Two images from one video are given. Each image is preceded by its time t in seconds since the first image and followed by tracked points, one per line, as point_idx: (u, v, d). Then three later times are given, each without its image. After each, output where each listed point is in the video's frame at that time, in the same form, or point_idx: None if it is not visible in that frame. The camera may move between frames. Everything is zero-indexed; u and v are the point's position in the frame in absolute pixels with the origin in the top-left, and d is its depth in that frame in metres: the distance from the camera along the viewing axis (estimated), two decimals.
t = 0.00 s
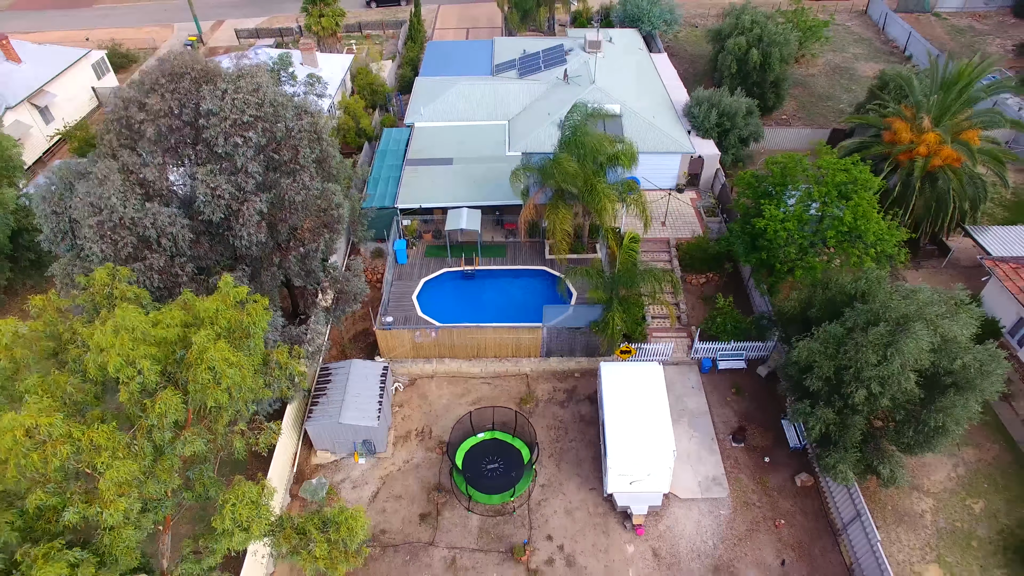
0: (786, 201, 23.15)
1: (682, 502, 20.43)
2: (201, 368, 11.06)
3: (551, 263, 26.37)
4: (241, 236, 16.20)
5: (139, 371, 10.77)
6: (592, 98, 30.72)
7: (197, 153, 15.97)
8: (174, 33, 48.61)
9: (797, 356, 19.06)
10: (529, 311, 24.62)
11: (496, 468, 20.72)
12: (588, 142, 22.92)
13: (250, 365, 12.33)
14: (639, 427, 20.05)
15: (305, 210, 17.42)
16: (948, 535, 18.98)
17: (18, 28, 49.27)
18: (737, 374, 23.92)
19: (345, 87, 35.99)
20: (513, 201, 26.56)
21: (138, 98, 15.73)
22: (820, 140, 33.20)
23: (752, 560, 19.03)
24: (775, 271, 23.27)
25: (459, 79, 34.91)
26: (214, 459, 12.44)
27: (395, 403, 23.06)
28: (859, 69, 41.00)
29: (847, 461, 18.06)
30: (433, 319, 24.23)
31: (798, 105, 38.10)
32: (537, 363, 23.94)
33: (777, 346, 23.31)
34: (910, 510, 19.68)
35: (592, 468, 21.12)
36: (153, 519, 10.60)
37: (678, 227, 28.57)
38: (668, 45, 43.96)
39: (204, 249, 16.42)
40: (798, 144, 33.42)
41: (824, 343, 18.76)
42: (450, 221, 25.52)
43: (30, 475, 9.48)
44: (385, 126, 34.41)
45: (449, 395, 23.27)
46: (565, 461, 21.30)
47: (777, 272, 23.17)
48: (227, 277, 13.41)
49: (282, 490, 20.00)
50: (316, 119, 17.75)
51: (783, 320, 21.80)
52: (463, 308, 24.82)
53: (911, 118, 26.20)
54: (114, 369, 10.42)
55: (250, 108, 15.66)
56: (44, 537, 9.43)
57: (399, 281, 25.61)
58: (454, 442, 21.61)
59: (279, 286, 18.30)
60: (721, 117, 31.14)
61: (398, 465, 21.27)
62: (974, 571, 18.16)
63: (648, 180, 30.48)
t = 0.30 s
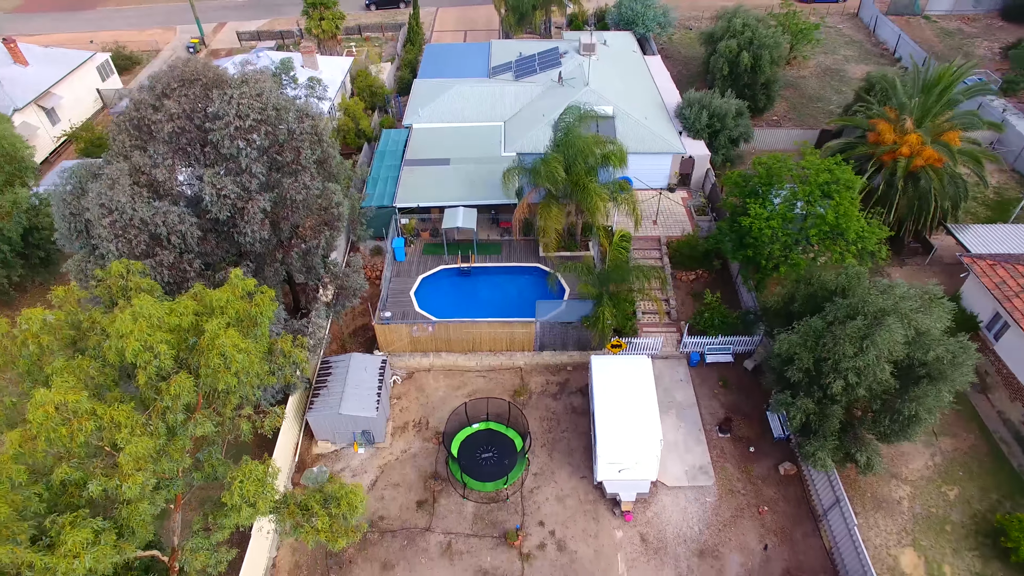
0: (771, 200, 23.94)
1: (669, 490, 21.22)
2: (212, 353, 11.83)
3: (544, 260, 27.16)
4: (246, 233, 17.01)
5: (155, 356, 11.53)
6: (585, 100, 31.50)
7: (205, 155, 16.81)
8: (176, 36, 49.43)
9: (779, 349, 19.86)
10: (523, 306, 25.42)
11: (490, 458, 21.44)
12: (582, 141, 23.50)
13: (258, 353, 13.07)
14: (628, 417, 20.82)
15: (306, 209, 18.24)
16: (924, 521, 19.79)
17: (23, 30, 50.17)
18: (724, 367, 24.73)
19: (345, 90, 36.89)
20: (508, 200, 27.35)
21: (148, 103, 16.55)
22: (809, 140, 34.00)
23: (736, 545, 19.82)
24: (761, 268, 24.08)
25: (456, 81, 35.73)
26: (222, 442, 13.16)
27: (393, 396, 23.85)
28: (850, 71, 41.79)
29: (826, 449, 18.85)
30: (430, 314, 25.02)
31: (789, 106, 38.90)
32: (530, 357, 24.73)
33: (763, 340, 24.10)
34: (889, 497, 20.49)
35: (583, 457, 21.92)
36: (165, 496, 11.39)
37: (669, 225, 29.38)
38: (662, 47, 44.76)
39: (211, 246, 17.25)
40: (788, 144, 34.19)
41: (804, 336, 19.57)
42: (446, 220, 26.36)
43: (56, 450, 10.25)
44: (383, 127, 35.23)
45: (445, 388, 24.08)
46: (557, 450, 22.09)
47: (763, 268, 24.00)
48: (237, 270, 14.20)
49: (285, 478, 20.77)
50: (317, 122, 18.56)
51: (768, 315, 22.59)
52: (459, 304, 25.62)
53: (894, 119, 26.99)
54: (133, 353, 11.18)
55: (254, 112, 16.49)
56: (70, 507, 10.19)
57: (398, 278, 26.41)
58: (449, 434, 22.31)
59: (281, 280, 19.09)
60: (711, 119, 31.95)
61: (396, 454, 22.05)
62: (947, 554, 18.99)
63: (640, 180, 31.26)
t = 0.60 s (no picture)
0: (757, 199, 24.69)
1: (658, 479, 22.00)
2: (221, 340, 12.63)
3: (538, 258, 27.94)
4: (250, 230, 17.79)
5: (169, 343, 12.36)
6: (579, 102, 32.26)
7: (212, 156, 17.62)
8: (179, 37, 50.27)
9: (763, 342, 20.63)
10: (517, 303, 26.20)
11: (484, 448, 22.24)
12: (573, 142, 24.21)
13: (263, 342, 13.90)
14: (618, 408, 21.60)
15: (307, 208, 19.01)
16: (901, 508, 20.58)
17: (28, 32, 50.98)
18: (712, 361, 25.53)
19: (345, 91, 37.69)
20: (504, 199, 28.12)
21: (158, 107, 17.36)
22: (798, 141, 34.77)
23: (721, 531, 20.59)
24: (748, 266, 24.85)
25: (454, 83, 36.50)
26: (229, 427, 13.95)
27: (391, 388, 24.66)
28: (841, 72, 42.58)
29: (806, 438, 19.63)
30: (427, 310, 25.79)
31: (780, 108, 39.68)
32: (524, 351, 25.53)
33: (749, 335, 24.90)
34: (868, 485, 21.28)
35: (575, 447, 22.71)
36: (176, 477, 12.10)
37: (660, 224, 30.14)
38: (656, 49, 45.55)
39: (217, 243, 18.03)
40: (778, 145, 34.98)
41: (785, 330, 20.37)
42: (443, 218, 27.15)
43: (78, 429, 11.08)
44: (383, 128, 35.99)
45: (442, 381, 24.89)
46: (550, 441, 22.89)
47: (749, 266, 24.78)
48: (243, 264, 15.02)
49: (286, 467, 21.55)
50: (318, 125, 19.35)
51: (754, 310, 23.35)
52: (455, 300, 26.40)
53: (879, 120, 27.73)
54: (149, 340, 11.99)
55: (258, 115, 17.28)
56: (88, 483, 10.94)
57: (396, 275, 27.20)
58: (445, 425, 23.14)
59: (283, 277, 19.86)
60: (702, 120, 32.74)
61: (394, 445, 22.84)
62: (923, 538, 19.78)
63: (632, 179, 32.03)
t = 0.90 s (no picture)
0: (744, 198, 25.47)
1: (646, 468, 22.77)
2: (229, 329, 13.45)
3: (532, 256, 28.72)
4: (254, 228, 18.61)
5: (180, 332, 13.17)
6: (573, 103, 33.04)
7: (218, 157, 18.42)
8: (182, 40, 51.11)
9: (747, 336, 21.42)
10: (512, 299, 26.99)
11: (479, 438, 23.05)
12: (564, 143, 24.99)
13: (268, 332, 14.70)
14: (608, 401, 22.35)
15: (309, 208, 19.82)
16: (881, 496, 21.35)
17: (33, 35, 51.83)
18: (701, 356, 26.33)
19: (344, 93, 38.50)
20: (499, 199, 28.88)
21: (166, 110, 18.15)
22: (788, 142, 35.54)
23: (707, 518, 21.34)
24: (735, 263, 25.62)
25: (451, 85, 37.28)
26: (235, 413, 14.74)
27: (389, 382, 25.44)
28: (832, 74, 43.36)
29: (788, 428, 20.42)
30: (424, 306, 26.56)
31: (771, 109, 40.46)
32: (519, 346, 26.32)
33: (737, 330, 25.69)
34: (850, 475, 22.04)
35: (566, 438, 23.50)
36: (185, 459, 12.88)
37: (651, 222, 30.94)
38: (651, 51, 46.35)
39: (222, 240, 18.86)
40: (769, 146, 35.77)
41: (769, 324, 21.17)
42: (440, 217, 27.94)
43: (96, 412, 11.88)
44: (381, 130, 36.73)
45: (439, 375, 25.69)
46: (542, 432, 23.68)
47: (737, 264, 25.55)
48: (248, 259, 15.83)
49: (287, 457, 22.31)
50: (319, 127, 20.13)
51: (740, 306, 24.12)
52: (452, 297, 27.17)
53: (864, 122, 28.51)
54: (163, 329, 12.80)
55: (262, 119, 18.07)
56: (104, 462, 11.73)
57: (394, 272, 27.98)
58: (441, 417, 23.93)
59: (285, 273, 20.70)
60: (694, 121, 33.53)
61: (392, 436, 23.62)
62: (901, 525, 20.54)
63: (625, 179, 32.82)
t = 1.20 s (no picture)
0: (732, 198, 26.27)
1: (636, 459, 23.55)
2: (236, 320, 14.24)
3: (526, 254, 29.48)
4: (258, 226, 19.43)
5: (190, 324, 13.93)
6: (567, 105, 33.84)
7: (224, 158, 19.22)
8: (183, 41, 51.90)
9: (733, 331, 22.22)
10: (506, 296, 27.78)
11: (474, 429, 23.81)
12: (556, 143, 25.73)
13: (273, 324, 15.47)
14: (598, 393, 23.12)
15: (311, 206, 20.62)
16: (861, 484, 22.14)
17: (37, 37, 52.61)
18: (690, 350, 27.13)
19: (344, 95, 39.29)
20: (495, 198, 29.68)
21: (175, 113, 18.93)
22: (778, 142, 36.35)
23: (694, 506, 22.12)
24: (724, 261, 26.43)
25: (449, 87, 38.07)
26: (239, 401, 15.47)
27: (388, 376, 26.26)
28: (823, 75, 44.13)
29: (771, 418, 21.25)
30: (421, 302, 27.36)
31: (763, 110, 41.24)
32: (513, 341, 27.11)
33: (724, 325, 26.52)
34: (832, 465, 22.83)
35: (559, 429, 24.30)
36: (193, 444, 13.64)
37: (644, 221, 31.74)
38: (645, 53, 47.12)
39: (228, 237, 19.72)
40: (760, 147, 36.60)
41: (753, 318, 21.99)
42: (437, 215, 28.82)
43: (113, 398, 12.65)
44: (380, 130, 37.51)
45: (435, 369, 26.50)
46: (535, 424, 24.49)
47: (725, 261, 26.35)
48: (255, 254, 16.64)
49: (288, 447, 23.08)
50: (320, 129, 20.89)
51: (728, 301, 24.91)
52: (448, 294, 27.96)
53: (850, 124, 29.27)
54: (175, 319, 13.58)
55: (266, 122, 18.85)
56: (118, 444, 12.52)
57: (392, 270, 28.78)
58: (437, 409, 24.71)
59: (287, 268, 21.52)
60: (685, 122, 34.34)
61: (390, 427, 24.41)
62: (880, 512, 21.33)
63: (618, 179, 33.61)
